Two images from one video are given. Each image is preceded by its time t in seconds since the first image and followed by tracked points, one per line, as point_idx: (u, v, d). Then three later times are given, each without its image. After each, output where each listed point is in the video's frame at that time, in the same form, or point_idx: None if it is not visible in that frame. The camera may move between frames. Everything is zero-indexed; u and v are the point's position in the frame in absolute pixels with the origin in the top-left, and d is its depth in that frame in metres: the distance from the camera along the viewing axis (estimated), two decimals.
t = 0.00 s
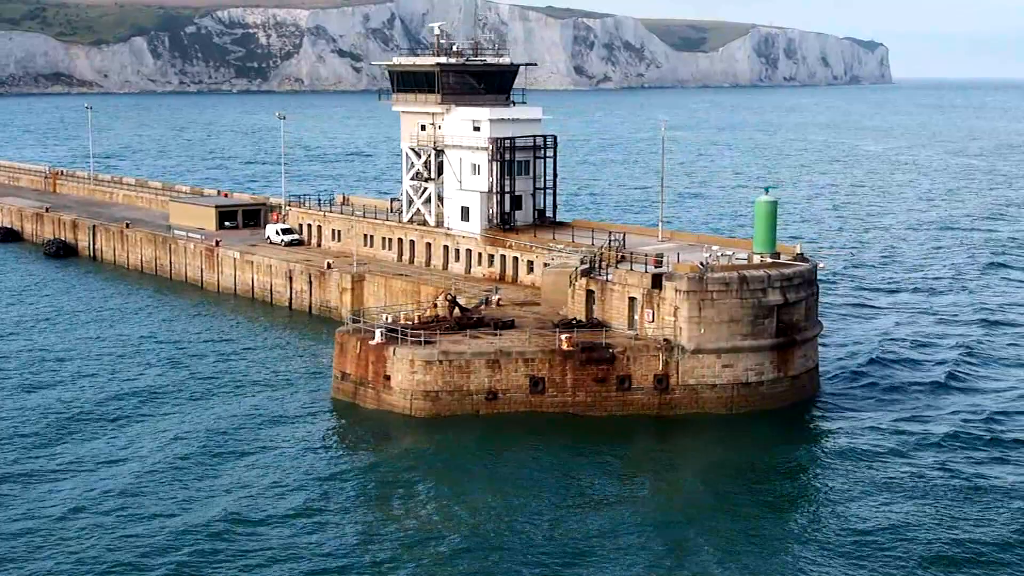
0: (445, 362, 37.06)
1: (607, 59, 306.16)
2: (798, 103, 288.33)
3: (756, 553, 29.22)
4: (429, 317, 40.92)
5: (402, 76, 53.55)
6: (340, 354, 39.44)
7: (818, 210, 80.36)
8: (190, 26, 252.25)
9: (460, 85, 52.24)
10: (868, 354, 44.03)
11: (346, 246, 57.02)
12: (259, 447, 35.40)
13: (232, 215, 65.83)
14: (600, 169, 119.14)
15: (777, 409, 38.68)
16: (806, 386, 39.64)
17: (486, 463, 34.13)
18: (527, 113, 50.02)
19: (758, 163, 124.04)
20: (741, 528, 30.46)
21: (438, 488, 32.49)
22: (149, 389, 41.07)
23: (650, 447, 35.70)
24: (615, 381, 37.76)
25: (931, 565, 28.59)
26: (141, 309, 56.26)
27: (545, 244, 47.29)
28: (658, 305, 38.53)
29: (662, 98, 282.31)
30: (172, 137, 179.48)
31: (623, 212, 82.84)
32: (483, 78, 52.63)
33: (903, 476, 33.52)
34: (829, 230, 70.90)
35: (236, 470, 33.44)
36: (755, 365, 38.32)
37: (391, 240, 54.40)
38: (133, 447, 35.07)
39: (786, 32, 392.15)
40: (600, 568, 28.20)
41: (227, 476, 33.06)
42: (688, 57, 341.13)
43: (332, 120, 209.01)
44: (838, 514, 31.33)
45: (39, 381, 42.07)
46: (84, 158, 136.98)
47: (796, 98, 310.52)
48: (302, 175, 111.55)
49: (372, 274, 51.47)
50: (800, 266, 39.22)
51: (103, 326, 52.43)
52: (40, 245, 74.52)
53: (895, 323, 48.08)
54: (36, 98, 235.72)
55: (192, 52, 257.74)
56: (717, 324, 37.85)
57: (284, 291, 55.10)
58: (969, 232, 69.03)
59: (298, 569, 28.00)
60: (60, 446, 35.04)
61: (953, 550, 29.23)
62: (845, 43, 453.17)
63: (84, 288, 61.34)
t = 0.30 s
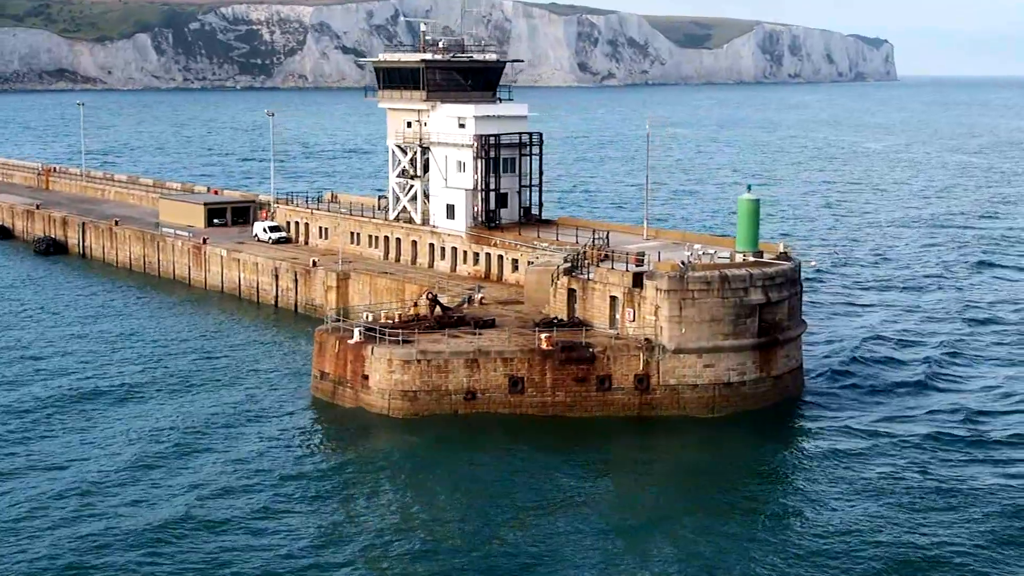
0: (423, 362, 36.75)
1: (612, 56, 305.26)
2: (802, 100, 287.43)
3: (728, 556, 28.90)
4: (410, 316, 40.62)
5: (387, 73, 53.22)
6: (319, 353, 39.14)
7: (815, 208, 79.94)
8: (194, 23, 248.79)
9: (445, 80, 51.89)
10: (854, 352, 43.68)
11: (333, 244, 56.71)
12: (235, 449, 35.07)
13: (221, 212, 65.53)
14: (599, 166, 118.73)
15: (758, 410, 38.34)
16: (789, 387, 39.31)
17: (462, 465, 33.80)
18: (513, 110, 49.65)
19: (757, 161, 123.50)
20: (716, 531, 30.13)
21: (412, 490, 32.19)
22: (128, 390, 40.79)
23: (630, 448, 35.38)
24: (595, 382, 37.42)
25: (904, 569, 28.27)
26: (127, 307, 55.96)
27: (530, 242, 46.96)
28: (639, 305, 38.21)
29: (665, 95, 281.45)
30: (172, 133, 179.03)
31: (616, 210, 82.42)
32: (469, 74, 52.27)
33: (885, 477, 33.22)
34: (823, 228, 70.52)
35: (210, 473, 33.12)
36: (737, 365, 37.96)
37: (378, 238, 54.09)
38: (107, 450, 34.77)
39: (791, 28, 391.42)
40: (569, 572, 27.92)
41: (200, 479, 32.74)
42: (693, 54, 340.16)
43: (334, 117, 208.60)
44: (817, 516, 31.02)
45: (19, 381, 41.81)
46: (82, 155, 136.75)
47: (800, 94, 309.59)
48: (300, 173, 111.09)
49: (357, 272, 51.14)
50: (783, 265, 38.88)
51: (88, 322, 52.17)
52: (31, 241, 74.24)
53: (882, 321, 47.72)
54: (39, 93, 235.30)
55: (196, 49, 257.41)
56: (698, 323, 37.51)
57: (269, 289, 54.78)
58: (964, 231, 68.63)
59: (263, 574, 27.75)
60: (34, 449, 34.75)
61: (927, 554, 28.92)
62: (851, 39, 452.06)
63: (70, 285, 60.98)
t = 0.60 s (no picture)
0: (403, 363, 36.45)
1: (620, 55, 304.72)
2: (809, 99, 286.54)
3: (704, 562, 28.61)
4: (392, 317, 40.33)
5: (376, 72, 52.88)
6: (300, 354, 38.85)
7: (813, 208, 79.52)
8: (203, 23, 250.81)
9: (435, 80, 51.54)
10: (843, 353, 43.32)
11: (323, 243, 56.42)
12: (213, 452, 34.81)
13: (213, 212, 65.19)
14: (601, 166, 118.34)
15: (742, 412, 38.01)
16: (775, 389, 38.96)
17: (440, 469, 33.50)
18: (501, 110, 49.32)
19: (760, 160, 123.06)
20: (693, 536, 29.85)
21: (387, 495, 31.91)
22: (109, 392, 40.50)
23: (611, 452, 35.06)
24: (577, 383, 37.10)
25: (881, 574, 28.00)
26: (115, 306, 55.69)
27: (517, 242, 46.66)
28: (622, 306, 37.90)
29: (673, 95, 280.90)
30: (175, 132, 178.84)
31: (614, 210, 82.01)
32: (459, 74, 51.91)
33: (867, 481, 32.89)
34: (819, 228, 70.11)
35: (185, 476, 32.84)
36: (721, 367, 37.63)
37: (367, 238, 53.82)
38: (83, 453, 34.50)
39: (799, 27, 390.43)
40: None
41: (175, 482, 32.46)
42: (701, 54, 339.57)
43: (339, 116, 208.30)
44: (796, 521, 30.70)
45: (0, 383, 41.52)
46: (84, 155, 136.49)
47: (808, 94, 309.01)
48: (300, 172, 110.72)
49: (345, 272, 50.85)
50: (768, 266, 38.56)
51: (75, 322, 51.92)
52: (24, 240, 73.89)
53: (872, 321, 47.36)
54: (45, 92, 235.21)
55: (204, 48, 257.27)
56: (681, 325, 37.19)
57: (258, 289, 54.47)
58: (961, 231, 68.23)
59: None
60: (10, 452, 34.50)
61: (905, 560, 28.64)
62: (859, 39, 451.27)
63: (60, 284, 60.67)
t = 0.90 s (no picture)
0: (384, 364, 36.17)
1: (629, 55, 304.04)
2: (818, 100, 285.77)
3: (681, 565, 28.30)
4: (375, 318, 40.04)
5: (367, 72, 52.58)
6: (282, 355, 38.57)
7: (812, 209, 79.09)
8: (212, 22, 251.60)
9: (425, 80, 51.23)
10: (831, 355, 42.98)
11: (314, 243, 56.11)
12: (191, 453, 34.54)
13: (206, 212, 64.80)
14: (604, 166, 117.80)
15: (726, 415, 37.68)
16: (760, 392, 38.63)
17: (418, 473, 33.22)
18: (492, 109, 49.03)
19: (763, 161, 122.61)
20: (672, 540, 29.51)
21: (364, 499, 31.62)
22: (90, 394, 40.17)
23: (592, 455, 34.76)
24: (560, 386, 36.77)
25: None
26: (105, 306, 55.32)
27: (505, 243, 46.37)
28: (606, 308, 37.59)
29: (681, 95, 280.22)
30: (182, 131, 178.72)
31: (613, 210, 81.66)
32: (450, 73, 51.60)
33: (849, 485, 32.56)
34: (817, 229, 69.67)
35: (161, 478, 32.58)
36: (705, 370, 37.31)
37: (357, 238, 53.55)
38: (60, 455, 34.21)
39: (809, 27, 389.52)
40: None
41: (150, 484, 32.19)
42: (711, 54, 338.87)
43: (346, 115, 208.13)
44: (776, 526, 30.40)
45: None
46: (87, 155, 135.91)
47: (817, 95, 308.28)
48: (303, 172, 110.41)
49: (334, 273, 50.55)
50: (755, 268, 38.22)
51: (64, 321, 51.64)
52: (18, 239, 73.48)
53: (862, 323, 46.96)
54: (53, 90, 235.24)
55: (213, 48, 256.84)
56: (665, 327, 36.87)
57: (248, 289, 54.14)
58: (959, 232, 67.81)
59: None
60: None
61: (882, 565, 28.33)
62: (869, 40, 450.30)
63: (52, 284, 60.40)
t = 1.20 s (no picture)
0: (365, 368, 35.87)
1: (638, 56, 303.41)
2: (827, 100, 285.03)
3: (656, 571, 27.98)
4: (359, 321, 39.73)
5: (356, 73, 52.22)
6: (265, 358, 38.27)
7: (812, 209, 78.68)
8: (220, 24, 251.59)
9: (415, 81, 50.89)
10: (820, 356, 42.63)
11: (305, 246, 55.82)
12: (170, 460, 34.27)
13: (200, 214, 64.52)
14: (607, 166, 117.41)
15: (712, 419, 37.33)
16: (747, 394, 38.29)
17: (397, 478, 32.92)
18: (482, 110, 48.67)
19: (768, 162, 122.14)
20: (648, 545, 29.20)
21: (341, 505, 31.33)
22: (72, 399, 39.87)
23: (574, 458, 34.44)
24: (543, 390, 36.45)
25: None
26: (95, 309, 55.06)
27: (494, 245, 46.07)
28: (590, 310, 37.25)
29: (689, 95, 279.51)
30: (187, 133, 178.21)
31: (612, 211, 81.20)
32: (440, 74, 51.22)
33: (832, 489, 32.22)
34: (814, 229, 69.25)
35: (138, 485, 32.28)
36: (690, 373, 36.98)
37: (348, 240, 53.25)
38: (37, 461, 33.92)
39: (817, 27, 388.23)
40: None
41: (126, 491, 31.90)
42: (720, 54, 338.30)
43: (351, 117, 207.79)
44: (757, 531, 30.07)
45: None
46: (90, 156, 135.67)
47: (826, 94, 307.52)
48: (304, 174, 110.09)
49: (322, 275, 50.26)
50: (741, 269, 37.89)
51: (51, 324, 51.39)
52: (12, 242, 73.22)
53: (852, 324, 46.57)
54: (60, 91, 234.79)
55: (221, 50, 256.40)
56: (649, 329, 36.53)
57: (238, 292, 53.84)
58: (957, 232, 67.39)
59: None
60: None
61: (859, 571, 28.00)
62: (878, 40, 449.51)
63: (43, 287, 60.07)
